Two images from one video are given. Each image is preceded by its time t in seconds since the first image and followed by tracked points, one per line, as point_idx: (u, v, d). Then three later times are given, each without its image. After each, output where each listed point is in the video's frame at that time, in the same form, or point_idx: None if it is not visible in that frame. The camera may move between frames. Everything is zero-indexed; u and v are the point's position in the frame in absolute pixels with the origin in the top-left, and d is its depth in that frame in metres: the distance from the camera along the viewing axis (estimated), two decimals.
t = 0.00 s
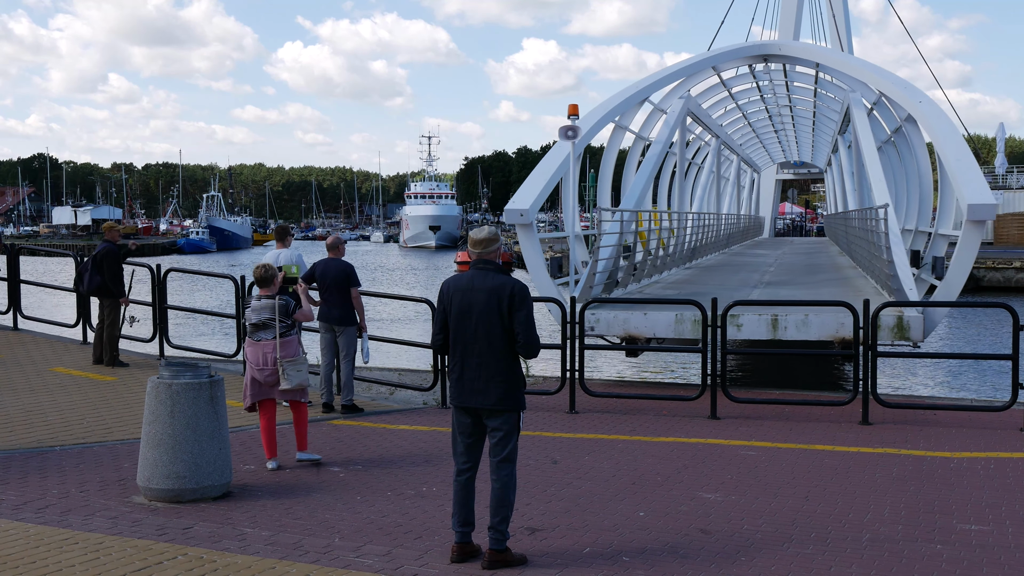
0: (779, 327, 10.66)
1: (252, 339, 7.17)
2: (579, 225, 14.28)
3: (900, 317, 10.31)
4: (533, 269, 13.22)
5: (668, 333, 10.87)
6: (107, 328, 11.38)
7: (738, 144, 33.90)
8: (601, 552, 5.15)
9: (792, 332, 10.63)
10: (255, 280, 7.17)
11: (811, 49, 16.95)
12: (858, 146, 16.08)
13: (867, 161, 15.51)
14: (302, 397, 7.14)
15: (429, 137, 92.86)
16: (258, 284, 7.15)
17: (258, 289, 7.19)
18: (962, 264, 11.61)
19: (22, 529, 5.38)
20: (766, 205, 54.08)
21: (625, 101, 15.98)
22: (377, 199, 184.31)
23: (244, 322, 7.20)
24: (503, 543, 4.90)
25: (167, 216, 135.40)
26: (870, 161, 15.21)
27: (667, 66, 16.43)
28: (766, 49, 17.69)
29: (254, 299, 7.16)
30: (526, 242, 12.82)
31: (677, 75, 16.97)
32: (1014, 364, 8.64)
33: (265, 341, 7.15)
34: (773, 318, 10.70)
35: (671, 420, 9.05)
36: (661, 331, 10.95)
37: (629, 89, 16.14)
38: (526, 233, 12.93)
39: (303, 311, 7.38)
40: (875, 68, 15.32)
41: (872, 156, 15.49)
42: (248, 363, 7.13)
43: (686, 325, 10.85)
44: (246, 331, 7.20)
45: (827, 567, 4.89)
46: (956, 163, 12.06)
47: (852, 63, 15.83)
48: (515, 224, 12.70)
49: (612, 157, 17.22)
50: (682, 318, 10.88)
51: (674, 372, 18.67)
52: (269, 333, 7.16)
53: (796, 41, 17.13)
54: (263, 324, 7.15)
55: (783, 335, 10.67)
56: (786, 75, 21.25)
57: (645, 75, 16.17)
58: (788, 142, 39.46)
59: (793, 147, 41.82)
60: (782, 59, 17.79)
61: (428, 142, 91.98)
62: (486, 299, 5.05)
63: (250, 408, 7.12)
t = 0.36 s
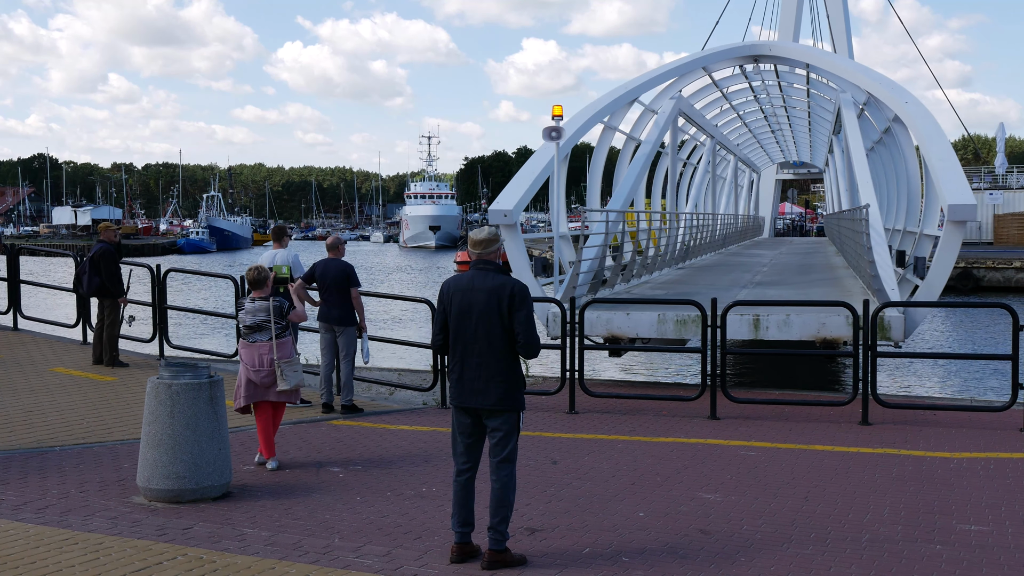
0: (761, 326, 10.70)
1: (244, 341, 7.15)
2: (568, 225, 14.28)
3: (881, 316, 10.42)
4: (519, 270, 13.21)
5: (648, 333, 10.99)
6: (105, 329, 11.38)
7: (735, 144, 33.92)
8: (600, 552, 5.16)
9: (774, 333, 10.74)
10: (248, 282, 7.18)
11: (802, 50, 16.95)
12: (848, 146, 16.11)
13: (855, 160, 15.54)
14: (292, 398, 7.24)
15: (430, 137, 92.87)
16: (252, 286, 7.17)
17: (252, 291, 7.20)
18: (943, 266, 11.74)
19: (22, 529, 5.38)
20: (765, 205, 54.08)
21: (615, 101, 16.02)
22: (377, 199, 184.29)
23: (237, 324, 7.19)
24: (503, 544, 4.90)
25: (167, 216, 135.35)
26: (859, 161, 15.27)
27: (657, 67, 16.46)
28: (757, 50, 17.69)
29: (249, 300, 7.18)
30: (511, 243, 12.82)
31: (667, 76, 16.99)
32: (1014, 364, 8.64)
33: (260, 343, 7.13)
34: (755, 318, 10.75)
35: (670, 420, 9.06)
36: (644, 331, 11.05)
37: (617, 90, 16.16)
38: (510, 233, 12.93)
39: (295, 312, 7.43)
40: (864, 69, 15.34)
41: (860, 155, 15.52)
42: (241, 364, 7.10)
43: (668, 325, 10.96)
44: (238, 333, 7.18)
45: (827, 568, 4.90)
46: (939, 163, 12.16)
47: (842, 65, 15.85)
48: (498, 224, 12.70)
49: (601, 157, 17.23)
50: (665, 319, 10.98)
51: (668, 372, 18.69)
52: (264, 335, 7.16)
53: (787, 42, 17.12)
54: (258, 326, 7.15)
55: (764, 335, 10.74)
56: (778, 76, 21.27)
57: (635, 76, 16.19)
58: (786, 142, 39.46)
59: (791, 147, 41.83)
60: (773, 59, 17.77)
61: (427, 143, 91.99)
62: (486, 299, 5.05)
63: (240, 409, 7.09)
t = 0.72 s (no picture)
0: (744, 325, 10.91)
1: (242, 341, 7.16)
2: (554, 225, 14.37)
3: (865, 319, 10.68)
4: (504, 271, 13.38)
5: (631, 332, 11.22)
6: (106, 329, 11.38)
7: (733, 145, 33.94)
8: (601, 553, 5.16)
9: (757, 333, 10.94)
10: (245, 283, 7.16)
11: (793, 50, 17.05)
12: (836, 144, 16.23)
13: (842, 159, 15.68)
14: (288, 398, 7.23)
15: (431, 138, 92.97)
16: (248, 286, 7.15)
17: (248, 291, 7.18)
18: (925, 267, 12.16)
19: (24, 529, 5.39)
20: (766, 205, 54.14)
21: (604, 102, 16.10)
22: (377, 199, 184.38)
23: (234, 324, 7.20)
24: (504, 544, 4.91)
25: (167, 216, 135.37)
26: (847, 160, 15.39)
27: (647, 70, 16.57)
28: (749, 50, 17.78)
29: (245, 301, 7.17)
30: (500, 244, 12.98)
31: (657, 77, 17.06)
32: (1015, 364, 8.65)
33: (256, 344, 7.14)
34: (739, 319, 11.01)
35: (671, 420, 9.07)
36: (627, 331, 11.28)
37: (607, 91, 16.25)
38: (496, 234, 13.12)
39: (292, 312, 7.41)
40: (852, 69, 15.46)
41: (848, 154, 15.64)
42: (238, 364, 7.12)
43: (651, 326, 11.26)
44: (235, 332, 7.19)
45: (828, 568, 4.90)
46: (922, 164, 12.29)
47: (832, 66, 15.95)
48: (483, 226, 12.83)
49: (592, 156, 17.23)
50: (648, 320, 11.27)
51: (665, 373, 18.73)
52: (260, 335, 7.17)
53: (778, 42, 17.21)
54: (254, 327, 7.16)
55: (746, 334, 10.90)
56: (770, 77, 21.32)
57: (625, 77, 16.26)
58: (785, 142, 39.54)
59: (790, 147, 41.91)
60: (765, 59, 17.86)
61: (428, 143, 92.10)
62: (486, 299, 5.06)
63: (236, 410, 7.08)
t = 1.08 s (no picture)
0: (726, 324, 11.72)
1: (241, 338, 7.17)
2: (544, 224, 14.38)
3: (846, 317, 11.33)
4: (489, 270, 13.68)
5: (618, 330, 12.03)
6: (107, 329, 11.38)
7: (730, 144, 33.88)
8: (603, 552, 5.15)
9: (740, 332, 11.62)
10: (243, 281, 7.14)
11: (784, 50, 17.07)
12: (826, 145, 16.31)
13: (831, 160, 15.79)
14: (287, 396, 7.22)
15: (431, 138, 92.97)
16: (246, 285, 7.13)
17: (246, 289, 7.16)
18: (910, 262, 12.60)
19: (25, 529, 5.38)
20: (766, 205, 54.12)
21: (594, 102, 16.11)
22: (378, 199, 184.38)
23: (233, 321, 7.20)
24: (505, 543, 4.90)
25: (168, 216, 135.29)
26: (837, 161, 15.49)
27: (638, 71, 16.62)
28: (741, 50, 17.80)
29: (244, 300, 7.16)
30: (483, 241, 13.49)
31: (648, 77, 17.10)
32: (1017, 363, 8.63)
33: (255, 342, 7.16)
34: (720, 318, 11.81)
35: (673, 419, 9.06)
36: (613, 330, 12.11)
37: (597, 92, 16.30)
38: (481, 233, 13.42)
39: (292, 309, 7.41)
40: (842, 70, 15.53)
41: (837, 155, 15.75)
42: (236, 362, 7.15)
43: (635, 325, 12.10)
44: (235, 329, 7.20)
45: (830, 567, 4.89)
46: (908, 165, 12.40)
47: (822, 66, 15.99)
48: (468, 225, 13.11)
49: (583, 156, 17.23)
50: (632, 319, 12.12)
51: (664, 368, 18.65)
52: (259, 333, 7.17)
53: (770, 43, 17.24)
54: (253, 324, 7.16)
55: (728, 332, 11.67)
56: (764, 77, 21.33)
57: (615, 77, 16.30)
58: (784, 142, 39.57)
59: (789, 147, 41.93)
60: (757, 58, 17.87)
61: (429, 143, 92.14)
62: (489, 299, 5.05)
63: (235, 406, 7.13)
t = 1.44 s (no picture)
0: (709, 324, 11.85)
1: (240, 337, 7.19)
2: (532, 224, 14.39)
3: (828, 317, 11.47)
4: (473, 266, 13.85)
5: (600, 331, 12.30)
6: (108, 328, 11.37)
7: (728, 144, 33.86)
8: (603, 552, 5.15)
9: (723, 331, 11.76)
10: (240, 279, 7.16)
11: (773, 50, 17.09)
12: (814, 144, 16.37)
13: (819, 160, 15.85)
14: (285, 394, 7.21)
15: (431, 138, 92.95)
16: (244, 283, 7.15)
17: (243, 289, 7.18)
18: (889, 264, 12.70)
19: (25, 529, 5.38)
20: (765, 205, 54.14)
21: (583, 102, 16.10)
22: (378, 199, 184.40)
23: (230, 319, 7.20)
24: (506, 543, 4.90)
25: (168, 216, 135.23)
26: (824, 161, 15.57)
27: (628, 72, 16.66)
28: (731, 50, 17.82)
29: (240, 298, 7.16)
30: (466, 239, 13.55)
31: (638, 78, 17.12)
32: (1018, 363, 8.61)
33: (253, 340, 7.17)
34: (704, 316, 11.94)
35: (674, 419, 9.05)
36: (597, 329, 12.39)
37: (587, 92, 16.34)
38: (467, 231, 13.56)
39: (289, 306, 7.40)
40: (829, 69, 15.59)
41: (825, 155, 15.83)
42: (234, 360, 7.17)
43: (618, 324, 12.33)
44: (232, 327, 7.21)
45: (829, 567, 4.89)
46: (892, 165, 12.52)
47: (810, 66, 16.02)
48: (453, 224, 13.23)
49: (573, 156, 17.23)
50: (616, 318, 12.34)
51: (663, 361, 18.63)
52: (257, 331, 7.18)
53: (760, 42, 17.25)
54: (251, 323, 7.16)
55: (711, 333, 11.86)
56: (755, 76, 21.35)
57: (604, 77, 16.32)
58: (782, 142, 39.65)
59: (787, 147, 41.97)
60: (747, 58, 17.89)
61: (429, 143, 92.12)
62: (501, 299, 5.05)
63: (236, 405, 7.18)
